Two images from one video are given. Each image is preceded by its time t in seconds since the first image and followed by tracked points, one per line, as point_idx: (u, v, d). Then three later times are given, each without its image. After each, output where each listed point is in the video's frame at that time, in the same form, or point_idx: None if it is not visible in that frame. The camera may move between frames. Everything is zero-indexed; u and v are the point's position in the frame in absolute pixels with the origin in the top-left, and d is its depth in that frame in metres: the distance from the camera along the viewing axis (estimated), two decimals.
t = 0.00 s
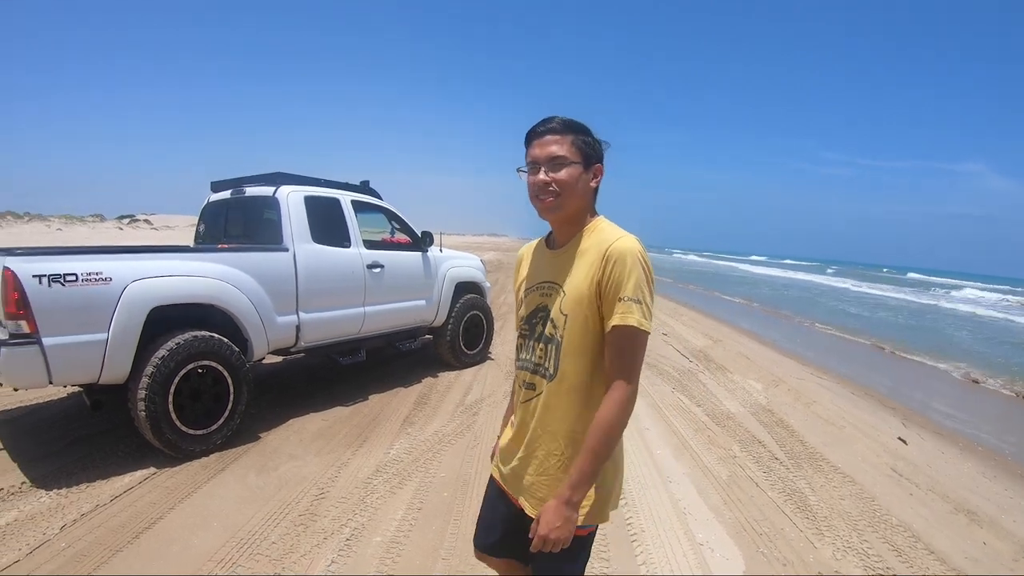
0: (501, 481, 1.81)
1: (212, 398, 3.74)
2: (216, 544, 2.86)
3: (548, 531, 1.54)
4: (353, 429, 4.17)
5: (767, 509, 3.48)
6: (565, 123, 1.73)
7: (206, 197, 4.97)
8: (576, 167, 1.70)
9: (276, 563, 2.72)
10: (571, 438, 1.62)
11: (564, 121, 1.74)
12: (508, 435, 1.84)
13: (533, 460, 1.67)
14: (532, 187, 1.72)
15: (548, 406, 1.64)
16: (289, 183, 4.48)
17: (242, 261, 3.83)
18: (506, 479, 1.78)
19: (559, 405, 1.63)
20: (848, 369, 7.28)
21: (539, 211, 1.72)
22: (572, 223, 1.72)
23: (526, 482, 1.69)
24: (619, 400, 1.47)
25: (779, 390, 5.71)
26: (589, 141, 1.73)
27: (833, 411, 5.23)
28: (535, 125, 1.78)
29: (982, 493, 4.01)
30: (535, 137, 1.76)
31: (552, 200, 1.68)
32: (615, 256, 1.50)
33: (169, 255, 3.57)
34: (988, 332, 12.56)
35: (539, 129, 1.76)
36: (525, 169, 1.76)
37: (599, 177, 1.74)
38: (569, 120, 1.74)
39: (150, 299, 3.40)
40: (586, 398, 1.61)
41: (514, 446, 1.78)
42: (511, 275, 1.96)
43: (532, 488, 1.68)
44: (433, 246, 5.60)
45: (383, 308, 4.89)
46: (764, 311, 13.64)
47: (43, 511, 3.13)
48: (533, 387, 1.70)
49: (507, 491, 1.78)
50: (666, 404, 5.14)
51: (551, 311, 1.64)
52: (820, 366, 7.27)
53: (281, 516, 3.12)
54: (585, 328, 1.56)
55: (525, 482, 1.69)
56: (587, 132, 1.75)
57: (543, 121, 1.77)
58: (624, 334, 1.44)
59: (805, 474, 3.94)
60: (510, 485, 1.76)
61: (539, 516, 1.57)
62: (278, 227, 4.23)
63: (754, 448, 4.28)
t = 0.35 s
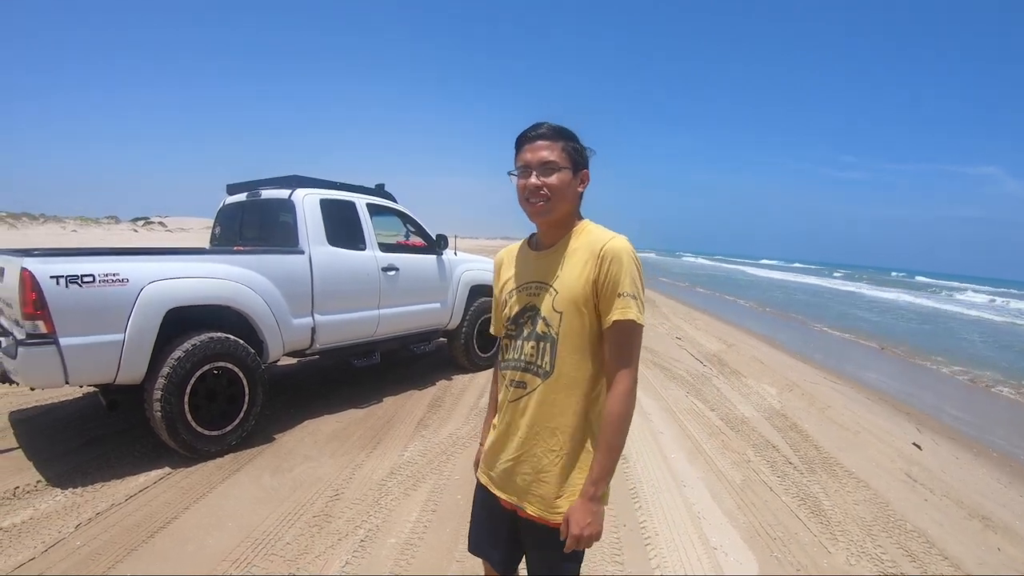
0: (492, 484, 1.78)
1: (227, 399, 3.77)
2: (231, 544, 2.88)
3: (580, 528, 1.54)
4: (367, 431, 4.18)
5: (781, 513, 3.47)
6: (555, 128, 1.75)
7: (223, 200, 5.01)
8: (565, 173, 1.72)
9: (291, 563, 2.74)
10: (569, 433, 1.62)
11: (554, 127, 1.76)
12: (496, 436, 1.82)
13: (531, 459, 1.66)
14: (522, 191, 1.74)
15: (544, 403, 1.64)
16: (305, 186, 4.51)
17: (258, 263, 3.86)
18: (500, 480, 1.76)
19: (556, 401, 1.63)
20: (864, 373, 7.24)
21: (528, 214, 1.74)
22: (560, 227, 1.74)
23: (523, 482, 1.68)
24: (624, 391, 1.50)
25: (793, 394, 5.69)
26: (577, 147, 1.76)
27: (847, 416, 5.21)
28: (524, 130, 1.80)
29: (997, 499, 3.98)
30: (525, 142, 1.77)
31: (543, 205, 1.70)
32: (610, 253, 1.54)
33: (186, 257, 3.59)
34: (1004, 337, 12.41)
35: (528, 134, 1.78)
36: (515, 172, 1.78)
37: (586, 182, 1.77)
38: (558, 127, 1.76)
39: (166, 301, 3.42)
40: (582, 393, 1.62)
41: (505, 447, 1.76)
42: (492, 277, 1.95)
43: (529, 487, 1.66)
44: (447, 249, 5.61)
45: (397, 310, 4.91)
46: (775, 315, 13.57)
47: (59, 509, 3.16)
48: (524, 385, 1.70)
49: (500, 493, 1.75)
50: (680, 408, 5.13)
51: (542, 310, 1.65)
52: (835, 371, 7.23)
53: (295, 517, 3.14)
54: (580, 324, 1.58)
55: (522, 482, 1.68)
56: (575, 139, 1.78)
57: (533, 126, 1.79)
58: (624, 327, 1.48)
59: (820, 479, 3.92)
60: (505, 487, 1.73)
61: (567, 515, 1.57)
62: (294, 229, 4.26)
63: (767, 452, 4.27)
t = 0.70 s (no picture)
0: (482, 481, 1.77)
1: (237, 400, 3.79)
2: (241, 544, 2.89)
3: (598, 508, 1.60)
4: (376, 433, 4.20)
5: (789, 516, 3.46)
6: (536, 139, 1.79)
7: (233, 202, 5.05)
8: (544, 181, 1.75)
9: (300, 564, 2.75)
10: (557, 425, 1.66)
11: (535, 138, 1.80)
12: (479, 434, 1.81)
13: (521, 453, 1.67)
14: (502, 196, 1.75)
15: (531, 398, 1.67)
16: (315, 189, 4.53)
17: (268, 265, 3.88)
18: (490, 477, 1.75)
19: (543, 395, 1.66)
20: (875, 377, 7.20)
21: (506, 219, 1.75)
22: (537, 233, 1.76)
23: (513, 476, 1.68)
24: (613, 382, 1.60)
25: (802, 397, 5.68)
26: (557, 158, 1.80)
27: (856, 419, 5.19)
28: (506, 139, 1.83)
29: (1007, 503, 3.96)
30: (507, 149, 1.80)
31: (523, 210, 1.71)
32: (590, 257, 1.60)
33: (196, 259, 3.62)
34: (1016, 341, 12.30)
35: (510, 143, 1.80)
36: (496, 179, 1.79)
37: (564, 192, 1.81)
38: (539, 137, 1.80)
39: (176, 303, 3.45)
40: (566, 386, 1.66)
41: (491, 444, 1.75)
42: (462, 278, 1.92)
43: (520, 481, 1.67)
44: (456, 252, 5.62)
45: (407, 313, 4.93)
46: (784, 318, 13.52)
47: (69, 509, 3.19)
48: (506, 382, 1.70)
49: (490, 489, 1.75)
50: (688, 411, 5.13)
51: (521, 309, 1.66)
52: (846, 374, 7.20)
53: (305, 517, 3.15)
54: (562, 323, 1.62)
55: (513, 476, 1.68)
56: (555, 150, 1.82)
57: (515, 135, 1.82)
58: (608, 325, 1.58)
59: (828, 482, 3.91)
60: (496, 482, 1.73)
61: (581, 498, 1.63)
62: (305, 232, 4.28)
63: (776, 455, 4.25)
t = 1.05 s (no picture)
0: (481, 479, 1.78)
1: (239, 398, 3.80)
2: (243, 543, 2.90)
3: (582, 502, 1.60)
4: (379, 433, 4.20)
5: (790, 521, 3.46)
6: (529, 140, 1.79)
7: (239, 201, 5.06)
8: (538, 182, 1.76)
9: (302, 563, 2.76)
10: (553, 419, 1.66)
11: (528, 139, 1.80)
12: (478, 432, 1.81)
13: (519, 448, 1.68)
14: (497, 199, 1.76)
15: (526, 393, 1.67)
16: (321, 189, 4.54)
17: (273, 265, 3.89)
18: (489, 473, 1.75)
19: (539, 391, 1.66)
20: (878, 382, 7.19)
21: (501, 221, 1.76)
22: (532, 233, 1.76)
23: (513, 472, 1.69)
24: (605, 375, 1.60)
25: (805, 402, 5.67)
26: (550, 159, 1.80)
27: (859, 424, 5.19)
28: (499, 141, 1.83)
29: (1010, 510, 3.95)
30: (500, 152, 1.80)
31: (517, 212, 1.72)
32: (582, 253, 1.61)
33: (201, 257, 3.63)
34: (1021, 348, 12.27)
35: (503, 145, 1.81)
36: (490, 181, 1.80)
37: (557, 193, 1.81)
38: (532, 139, 1.80)
39: (181, 301, 3.46)
40: (561, 381, 1.67)
41: (489, 441, 1.76)
42: (457, 278, 1.93)
43: (518, 476, 1.67)
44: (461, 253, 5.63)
45: (410, 314, 4.93)
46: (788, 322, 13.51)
47: (72, 505, 3.20)
48: (503, 379, 1.71)
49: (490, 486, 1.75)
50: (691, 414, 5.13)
51: (516, 306, 1.66)
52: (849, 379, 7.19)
53: (307, 517, 3.16)
54: (556, 318, 1.63)
55: (512, 471, 1.69)
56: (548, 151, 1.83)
57: (507, 137, 1.82)
58: (601, 319, 1.58)
59: (831, 487, 3.91)
60: (496, 479, 1.73)
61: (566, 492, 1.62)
62: (310, 232, 4.29)
63: (779, 459, 4.25)
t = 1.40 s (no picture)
0: (471, 477, 1.77)
1: (231, 396, 3.77)
2: (233, 541, 2.88)
3: (553, 498, 1.59)
4: (371, 432, 4.18)
5: (783, 519, 3.46)
6: (518, 136, 1.78)
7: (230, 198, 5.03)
8: (527, 178, 1.75)
9: (293, 561, 2.74)
10: (542, 417, 1.65)
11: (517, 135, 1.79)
12: (468, 430, 1.80)
13: (508, 447, 1.67)
14: (486, 195, 1.75)
15: (516, 391, 1.65)
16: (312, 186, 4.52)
17: (264, 262, 3.87)
18: (479, 472, 1.74)
19: (528, 388, 1.65)
20: (871, 381, 7.22)
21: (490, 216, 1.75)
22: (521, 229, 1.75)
23: (502, 470, 1.68)
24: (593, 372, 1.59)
25: (798, 400, 5.68)
26: (539, 154, 1.79)
27: (851, 423, 5.20)
28: (487, 137, 1.82)
29: (1002, 508, 3.96)
30: (489, 147, 1.79)
31: (505, 208, 1.71)
32: (572, 249, 1.60)
33: (192, 255, 3.61)
34: (1012, 348, 12.35)
35: (492, 140, 1.80)
36: (479, 177, 1.79)
37: (546, 188, 1.80)
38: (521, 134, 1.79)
39: (172, 298, 3.44)
40: (550, 378, 1.65)
41: (479, 439, 1.74)
42: (448, 275, 1.92)
43: (507, 474, 1.66)
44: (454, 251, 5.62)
45: (403, 312, 4.92)
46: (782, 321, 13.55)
47: (62, 503, 3.17)
48: (493, 376, 1.70)
49: (479, 484, 1.74)
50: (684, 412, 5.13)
51: (506, 303, 1.66)
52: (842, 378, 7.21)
53: (298, 515, 3.14)
54: (545, 314, 1.62)
55: (501, 469, 1.68)
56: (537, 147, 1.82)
57: (496, 133, 1.81)
58: (591, 316, 1.57)
59: (824, 486, 3.91)
60: (486, 477, 1.72)
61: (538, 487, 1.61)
62: (301, 229, 4.28)
63: (771, 458, 4.25)
